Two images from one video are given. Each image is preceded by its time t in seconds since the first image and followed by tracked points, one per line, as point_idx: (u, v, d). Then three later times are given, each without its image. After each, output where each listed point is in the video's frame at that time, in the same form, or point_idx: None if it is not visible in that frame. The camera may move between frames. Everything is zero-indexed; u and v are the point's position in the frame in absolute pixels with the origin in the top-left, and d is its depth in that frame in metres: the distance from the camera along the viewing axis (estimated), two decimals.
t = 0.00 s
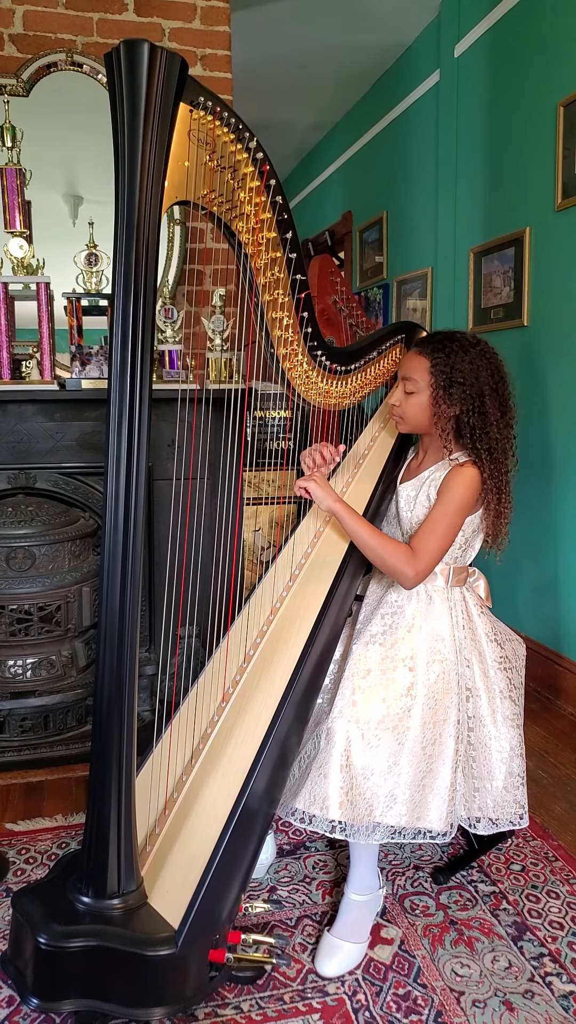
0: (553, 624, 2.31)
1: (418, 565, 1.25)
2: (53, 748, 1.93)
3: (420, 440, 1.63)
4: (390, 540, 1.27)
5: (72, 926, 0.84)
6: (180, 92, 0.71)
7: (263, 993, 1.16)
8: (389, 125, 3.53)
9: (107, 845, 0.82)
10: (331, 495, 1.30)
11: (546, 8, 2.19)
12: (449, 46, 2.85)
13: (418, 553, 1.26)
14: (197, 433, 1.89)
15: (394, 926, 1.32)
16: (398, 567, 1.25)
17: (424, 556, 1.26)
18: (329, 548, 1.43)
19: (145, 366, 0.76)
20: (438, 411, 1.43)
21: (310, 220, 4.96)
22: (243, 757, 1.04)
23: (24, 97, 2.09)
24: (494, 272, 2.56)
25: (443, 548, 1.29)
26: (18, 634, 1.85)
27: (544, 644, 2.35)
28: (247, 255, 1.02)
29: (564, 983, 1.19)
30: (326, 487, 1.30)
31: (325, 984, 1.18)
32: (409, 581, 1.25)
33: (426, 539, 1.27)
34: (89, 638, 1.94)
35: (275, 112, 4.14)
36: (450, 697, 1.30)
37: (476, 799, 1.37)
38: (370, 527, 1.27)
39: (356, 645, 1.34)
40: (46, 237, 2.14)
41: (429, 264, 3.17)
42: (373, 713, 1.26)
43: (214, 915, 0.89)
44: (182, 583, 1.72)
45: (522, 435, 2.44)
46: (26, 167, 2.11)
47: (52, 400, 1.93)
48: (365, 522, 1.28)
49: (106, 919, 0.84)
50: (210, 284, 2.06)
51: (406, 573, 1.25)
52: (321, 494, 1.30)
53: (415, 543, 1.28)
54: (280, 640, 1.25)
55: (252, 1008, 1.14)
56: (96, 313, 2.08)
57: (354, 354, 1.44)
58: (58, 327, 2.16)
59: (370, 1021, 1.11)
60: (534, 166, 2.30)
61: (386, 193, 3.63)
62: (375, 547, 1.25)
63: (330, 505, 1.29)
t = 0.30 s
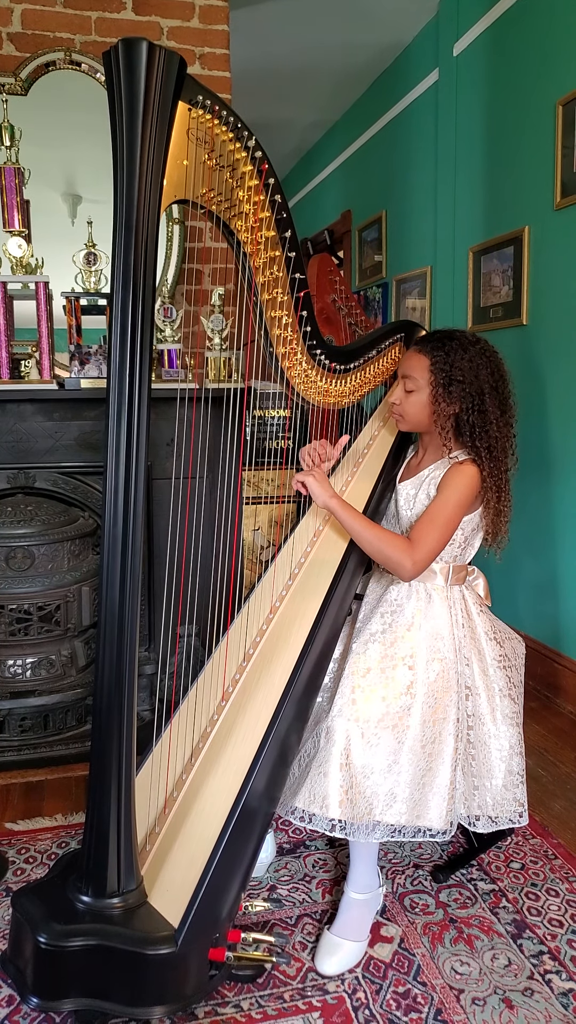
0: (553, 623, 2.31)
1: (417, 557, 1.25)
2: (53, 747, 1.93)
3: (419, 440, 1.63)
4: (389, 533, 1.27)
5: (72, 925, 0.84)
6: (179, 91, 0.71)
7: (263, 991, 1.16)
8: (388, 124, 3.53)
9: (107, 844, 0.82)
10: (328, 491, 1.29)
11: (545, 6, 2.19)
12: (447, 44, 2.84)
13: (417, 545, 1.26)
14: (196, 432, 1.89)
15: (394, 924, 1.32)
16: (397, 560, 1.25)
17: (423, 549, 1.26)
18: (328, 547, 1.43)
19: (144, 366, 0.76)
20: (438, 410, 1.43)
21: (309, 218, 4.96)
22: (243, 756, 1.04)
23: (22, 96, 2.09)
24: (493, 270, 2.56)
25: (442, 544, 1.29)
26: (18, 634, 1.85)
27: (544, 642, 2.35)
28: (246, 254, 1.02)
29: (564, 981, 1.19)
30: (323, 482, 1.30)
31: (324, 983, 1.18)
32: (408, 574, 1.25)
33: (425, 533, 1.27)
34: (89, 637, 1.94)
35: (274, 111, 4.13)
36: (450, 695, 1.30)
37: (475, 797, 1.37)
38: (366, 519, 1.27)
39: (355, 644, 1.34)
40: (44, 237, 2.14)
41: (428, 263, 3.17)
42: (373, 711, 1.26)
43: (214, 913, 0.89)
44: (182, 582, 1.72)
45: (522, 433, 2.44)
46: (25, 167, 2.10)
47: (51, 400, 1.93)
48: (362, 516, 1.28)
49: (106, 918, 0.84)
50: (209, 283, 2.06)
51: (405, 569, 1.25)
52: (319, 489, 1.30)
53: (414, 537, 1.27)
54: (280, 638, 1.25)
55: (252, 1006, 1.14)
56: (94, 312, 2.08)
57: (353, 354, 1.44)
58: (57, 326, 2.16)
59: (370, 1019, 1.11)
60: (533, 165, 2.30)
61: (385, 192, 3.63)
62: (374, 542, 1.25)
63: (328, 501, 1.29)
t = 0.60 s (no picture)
0: (552, 623, 2.31)
1: (413, 559, 1.25)
2: (53, 748, 1.92)
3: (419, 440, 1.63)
4: (385, 535, 1.26)
5: (72, 926, 0.84)
6: (177, 92, 0.71)
7: (263, 992, 1.16)
8: (387, 125, 3.53)
9: (106, 845, 0.82)
10: (326, 489, 1.29)
11: (543, 7, 2.19)
12: (446, 45, 2.85)
13: (415, 547, 1.26)
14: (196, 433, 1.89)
15: (394, 925, 1.32)
16: (393, 563, 1.24)
17: (420, 552, 1.26)
18: (328, 548, 1.43)
19: (143, 366, 0.76)
20: (435, 410, 1.43)
21: (308, 219, 4.96)
22: (243, 756, 1.04)
23: (22, 97, 2.09)
24: (492, 270, 2.56)
25: (440, 544, 1.29)
26: (18, 634, 1.85)
27: (544, 642, 2.35)
28: (244, 255, 1.02)
29: (564, 981, 1.19)
30: (320, 478, 1.30)
31: (324, 983, 1.18)
32: (403, 574, 1.25)
33: (424, 535, 1.27)
34: (88, 638, 1.94)
35: (273, 112, 4.14)
36: (450, 695, 1.30)
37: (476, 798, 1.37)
38: (364, 520, 1.27)
39: (355, 645, 1.34)
40: (44, 238, 2.13)
41: (427, 263, 3.17)
42: (373, 712, 1.26)
43: (214, 913, 0.89)
44: (181, 582, 1.71)
45: (521, 433, 2.44)
46: (24, 167, 2.11)
47: (51, 400, 1.93)
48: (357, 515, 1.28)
49: (106, 919, 0.84)
50: (209, 284, 2.06)
51: (401, 569, 1.24)
52: (317, 487, 1.29)
53: (411, 538, 1.27)
54: (280, 638, 1.24)
55: (252, 1007, 1.13)
56: (94, 313, 2.08)
57: (352, 354, 1.44)
58: (57, 327, 2.16)
59: (370, 1020, 1.11)
60: (531, 166, 2.30)
61: (384, 193, 3.63)
62: (370, 543, 1.24)
63: (326, 500, 1.28)
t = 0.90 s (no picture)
0: (552, 623, 2.31)
1: (410, 565, 1.26)
2: (53, 748, 1.92)
3: (418, 441, 1.63)
4: (383, 539, 1.27)
5: (71, 927, 0.84)
6: (177, 92, 0.71)
7: (263, 993, 1.16)
8: (387, 126, 3.53)
9: (106, 845, 0.82)
10: (324, 495, 1.28)
11: (543, 8, 2.19)
12: (446, 46, 2.85)
13: (412, 552, 1.27)
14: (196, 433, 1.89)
15: (394, 925, 1.32)
16: (392, 566, 1.25)
17: (418, 555, 1.27)
18: (328, 548, 1.43)
19: (143, 366, 0.76)
20: (433, 410, 1.44)
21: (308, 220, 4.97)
22: (242, 756, 1.04)
23: (22, 98, 2.09)
24: (492, 271, 2.56)
25: (439, 547, 1.29)
26: (17, 635, 1.85)
27: (544, 643, 2.35)
28: (244, 255, 1.02)
29: (564, 982, 1.19)
30: (319, 485, 1.29)
31: (324, 984, 1.18)
32: (401, 581, 1.26)
33: (422, 538, 1.27)
34: (88, 638, 1.94)
35: (273, 112, 4.14)
36: (449, 695, 1.30)
37: (476, 799, 1.37)
38: (362, 526, 1.27)
39: (354, 645, 1.34)
40: (44, 238, 2.13)
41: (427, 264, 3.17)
42: (373, 712, 1.26)
43: (213, 913, 0.89)
44: (181, 582, 1.71)
45: (521, 434, 2.44)
46: (25, 168, 2.11)
47: (51, 401, 1.93)
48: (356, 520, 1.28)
49: (105, 920, 0.84)
50: (209, 284, 2.06)
51: (398, 574, 1.25)
52: (315, 493, 1.28)
53: (409, 543, 1.28)
54: (280, 638, 1.24)
55: (252, 1008, 1.13)
56: (94, 314, 2.08)
57: (351, 354, 1.44)
58: (57, 327, 2.16)
59: (370, 1020, 1.11)
60: (531, 167, 2.30)
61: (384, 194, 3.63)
62: (368, 548, 1.25)
63: (323, 505, 1.28)
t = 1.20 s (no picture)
0: (552, 623, 2.31)
1: (412, 567, 1.26)
2: (52, 747, 1.93)
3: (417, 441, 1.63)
4: (382, 545, 1.27)
5: (71, 924, 0.84)
6: (177, 91, 0.71)
7: (262, 991, 1.16)
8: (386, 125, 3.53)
9: (106, 844, 0.82)
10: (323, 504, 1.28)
11: (543, 7, 2.19)
12: (445, 45, 2.85)
13: (413, 557, 1.27)
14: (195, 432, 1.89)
15: (393, 924, 1.32)
16: (392, 571, 1.25)
17: (419, 561, 1.27)
18: (328, 547, 1.43)
19: (143, 364, 0.76)
20: (428, 410, 1.44)
21: (308, 220, 4.97)
22: (242, 755, 1.04)
23: (21, 96, 2.09)
24: (491, 270, 2.56)
25: (439, 552, 1.29)
26: (17, 634, 1.85)
27: (543, 642, 2.35)
28: (244, 254, 1.02)
29: (563, 980, 1.20)
30: (315, 496, 1.28)
31: (323, 982, 1.18)
32: (404, 584, 1.26)
33: (423, 541, 1.28)
34: (88, 637, 1.94)
35: (273, 111, 4.14)
36: (449, 695, 1.30)
37: (475, 798, 1.37)
38: (361, 533, 1.27)
39: (354, 644, 1.34)
40: (43, 237, 2.13)
41: (426, 263, 3.17)
42: (372, 711, 1.26)
43: (213, 912, 0.89)
44: (181, 581, 1.72)
45: (521, 433, 2.44)
46: (24, 166, 2.10)
47: (51, 400, 1.93)
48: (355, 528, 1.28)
49: (105, 918, 0.84)
50: (208, 283, 2.06)
51: (401, 578, 1.25)
52: (311, 503, 1.28)
53: (408, 548, 1.28)
54: (280, 637, 1.25)
55: (251, 1006, 1.14)
56: (93, 313, 2.09)
57: (351, 353, 1.45)
58: (56, 327, 2.16)
59: (369, 1019, 1.11)
60: (531, 166, 2.30)
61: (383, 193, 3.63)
62: (367, 554, 1.25)
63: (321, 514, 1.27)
